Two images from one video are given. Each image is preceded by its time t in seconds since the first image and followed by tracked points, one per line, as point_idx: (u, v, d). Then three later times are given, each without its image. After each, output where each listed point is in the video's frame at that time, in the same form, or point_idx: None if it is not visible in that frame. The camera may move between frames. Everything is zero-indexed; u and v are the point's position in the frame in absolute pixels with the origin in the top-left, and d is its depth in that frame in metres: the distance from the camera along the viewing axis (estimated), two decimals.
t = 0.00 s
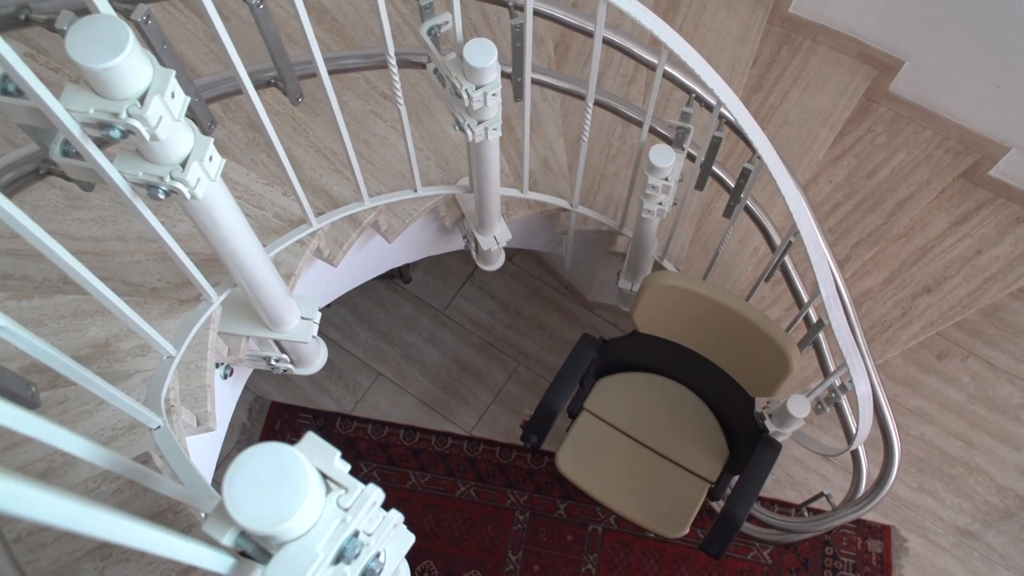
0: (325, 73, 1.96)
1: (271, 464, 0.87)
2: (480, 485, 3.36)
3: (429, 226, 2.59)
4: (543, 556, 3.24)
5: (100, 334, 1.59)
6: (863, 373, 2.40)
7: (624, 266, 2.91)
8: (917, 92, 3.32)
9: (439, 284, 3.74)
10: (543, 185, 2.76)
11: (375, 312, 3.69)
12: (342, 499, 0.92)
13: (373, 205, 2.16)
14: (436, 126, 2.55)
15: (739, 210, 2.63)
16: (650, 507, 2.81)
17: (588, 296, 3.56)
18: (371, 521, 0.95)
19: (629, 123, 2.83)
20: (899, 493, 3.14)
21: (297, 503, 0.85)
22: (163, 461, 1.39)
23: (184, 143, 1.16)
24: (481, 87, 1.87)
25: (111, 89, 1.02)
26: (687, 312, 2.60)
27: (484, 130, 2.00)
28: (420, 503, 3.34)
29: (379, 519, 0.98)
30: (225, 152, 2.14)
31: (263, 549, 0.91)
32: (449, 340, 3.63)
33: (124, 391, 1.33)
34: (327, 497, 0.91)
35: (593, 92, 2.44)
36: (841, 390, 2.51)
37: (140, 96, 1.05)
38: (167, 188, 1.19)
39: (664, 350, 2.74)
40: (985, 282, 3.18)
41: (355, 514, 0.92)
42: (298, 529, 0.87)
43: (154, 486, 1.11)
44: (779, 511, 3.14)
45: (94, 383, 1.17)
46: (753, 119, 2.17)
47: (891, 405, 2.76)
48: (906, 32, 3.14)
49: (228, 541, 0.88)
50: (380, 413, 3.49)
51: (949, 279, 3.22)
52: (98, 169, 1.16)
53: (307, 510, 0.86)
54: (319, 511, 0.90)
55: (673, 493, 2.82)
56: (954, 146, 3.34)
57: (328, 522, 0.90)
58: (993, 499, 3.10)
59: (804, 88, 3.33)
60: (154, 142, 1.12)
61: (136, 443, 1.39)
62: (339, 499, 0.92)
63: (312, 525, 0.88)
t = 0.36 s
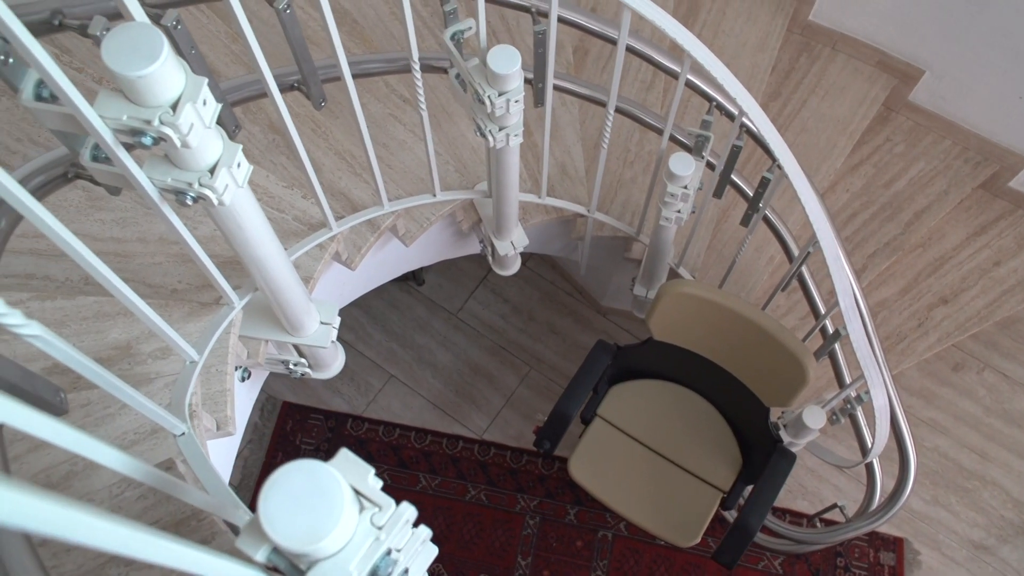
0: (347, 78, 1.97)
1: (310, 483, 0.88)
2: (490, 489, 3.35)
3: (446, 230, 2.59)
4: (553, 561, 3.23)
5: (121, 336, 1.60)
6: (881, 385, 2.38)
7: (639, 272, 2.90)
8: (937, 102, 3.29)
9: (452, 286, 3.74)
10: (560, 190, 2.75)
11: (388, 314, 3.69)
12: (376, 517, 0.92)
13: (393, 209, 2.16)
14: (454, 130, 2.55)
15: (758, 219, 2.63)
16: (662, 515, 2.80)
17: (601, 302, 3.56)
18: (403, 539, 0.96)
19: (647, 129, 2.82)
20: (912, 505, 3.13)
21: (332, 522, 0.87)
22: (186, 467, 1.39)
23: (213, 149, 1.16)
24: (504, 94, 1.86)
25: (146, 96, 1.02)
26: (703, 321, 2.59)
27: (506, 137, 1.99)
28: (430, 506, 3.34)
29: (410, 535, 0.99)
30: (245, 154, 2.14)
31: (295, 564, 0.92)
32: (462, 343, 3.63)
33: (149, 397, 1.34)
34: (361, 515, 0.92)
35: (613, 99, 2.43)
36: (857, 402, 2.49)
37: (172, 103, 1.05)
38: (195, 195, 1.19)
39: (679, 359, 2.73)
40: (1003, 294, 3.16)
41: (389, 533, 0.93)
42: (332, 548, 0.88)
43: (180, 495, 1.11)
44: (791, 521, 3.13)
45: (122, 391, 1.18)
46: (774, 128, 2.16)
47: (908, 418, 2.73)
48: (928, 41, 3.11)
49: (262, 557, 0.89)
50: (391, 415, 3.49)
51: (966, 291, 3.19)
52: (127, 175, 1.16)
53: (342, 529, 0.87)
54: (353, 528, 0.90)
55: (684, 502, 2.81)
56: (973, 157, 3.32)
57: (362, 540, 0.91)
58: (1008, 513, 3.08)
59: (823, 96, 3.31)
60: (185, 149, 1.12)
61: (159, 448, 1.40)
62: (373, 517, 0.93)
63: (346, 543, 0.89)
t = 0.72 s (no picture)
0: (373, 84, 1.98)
1: (349, 502, 0.88)
2: (502, 494, 3.35)
3: (465, 235, 2.58)
4: (563, 567, 3.22)
5: (144, 339, 1.60)
6: (901, 400, 2.34)
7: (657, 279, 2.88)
8: (959, 113, 3.26)
9: (467, 290, 3.74)
10: (579, 197, 2.74)
11: (402, 316, 3.70)
12: (414, 538, 0.93)
13: (414, 215, 2.15)
14: (475, 135, 2.54)
15: (778, 230, 2.62)
16: (675, 523, 2.79)
17: (616, 308, 3.55)
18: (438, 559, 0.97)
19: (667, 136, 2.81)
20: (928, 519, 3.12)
21: (372, 545, 0.87)
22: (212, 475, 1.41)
23: (244, 157, 1.16)
24: (529, 102, 1.85)
25: (182, 105, 1.02)
26: (721, 330, 2.58)
27: (529, 144, 1.98)
28: (442, 509, 3.33)
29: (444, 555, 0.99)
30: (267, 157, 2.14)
31: None
32: (475, 346, 3.63)
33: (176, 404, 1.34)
34: (399, 536, 0.92)
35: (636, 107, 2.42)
36: (876, 415, 2.45)
37: (208, 112, 1.05)
38: (226, 202, 1.18)
39: (696, 368, 2.71)
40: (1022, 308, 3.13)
41: (426, 554, 0.93)
42: (371, 570, 0.88)
43: (213, 508, 1.10)
44: (804, 532, 3.12)
45: (153, 400, 1.19)
46: (798, 139, 2.15)
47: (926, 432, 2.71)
48: (952, 52, 3.08)
49: None
50: (404, 417, 3.49)
51: (986, 303, 3.14)
52: (159, 182, 1.16)
53: (381, 551, 0.87)
54: (392, 549, 0.91)
55: (698, 511, 2.80)
56: (995, 169, 3.29)
57: (401, 562, 0.91)
58: None
59: (844, 105, 3.29)
60: (218, 157, 1.11)
61: (185, 455, 1.40)
62: (411, 538, 0.93)
63: (385, 565, 0.89)
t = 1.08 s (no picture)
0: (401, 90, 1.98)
1: (390, 522, 0.89)
2: (514, 499, 3.34)
3: (485, 240, 2.58)
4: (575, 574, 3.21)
5: (170, 343, 1.61)
6: (923, 415, 2.29)
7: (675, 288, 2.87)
8: (983, 126, 3.22)
9: (482, 293, 3.73)
10: (599, 204, 2.73)
11: (418, 318, 3.70)
12: (454, 561, 0.95)
13: (436, 221, 2.15)
14: (497, 141, 2.54)
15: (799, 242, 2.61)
16: (689, 533, 2.78)
17: (632, 315, 3.55)
18: None
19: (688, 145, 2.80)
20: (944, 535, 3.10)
21: (415, 568, 0.88)
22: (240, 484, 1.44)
23: (278, 167, 1.15)
24: (556, 110, 1.85)
25: (220, 115, 1.02)
26: (740, 341, 2.56)
27: (554, 153, 1.97)
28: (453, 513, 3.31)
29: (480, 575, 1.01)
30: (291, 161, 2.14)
31: None
32: (490, 350, 3.63)
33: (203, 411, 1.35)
34: (441, 559, 0.93)
35: (660, 116, 2.41)
36: (894, 429, 2.38)
37: (245, 122, 1.05)
38: (259, 211, 1.18)
39: (714, 379, 2.69)
40: None
41: None
42: None
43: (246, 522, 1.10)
44: (817, 545, 3.09)
45: (183, 407, 1.19)
46: (824, 150, 2.13)
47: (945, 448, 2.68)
48: (977, 65, 3.05)
49: None
50: (418, 420, 3.49)
51: (1008, 317, 3.08)
52: (193, 189, 1.16)
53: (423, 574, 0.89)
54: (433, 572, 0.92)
55: (712, 521, 2.78)
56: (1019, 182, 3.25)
57: None
58: None
59: (867, 115, 3.26)
60: (253, 167, 1.11)
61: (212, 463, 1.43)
62: (451, 561, 0.95)
63: None
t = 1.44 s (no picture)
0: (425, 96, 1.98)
1: (432, 543, 0.90)
2: (525, 504, 3.34)
3: (503, 246, 2.57)
4: None
5: (193, 347, 1.62)
6: (943, 429, 2.25)
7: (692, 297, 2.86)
8: (1006, 137, 3.18)
9: (497, 297, 3.74)
10: (618, 211, 2.72)
11: (432, 321, 3.70)
12: None
13: (457, 227, 2.14)
14: (518, 147, 2.53)
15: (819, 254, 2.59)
16: (702, 543, 2.77)
17: (647, 322, 3.55)
18: None
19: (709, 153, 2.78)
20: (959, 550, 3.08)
21: None
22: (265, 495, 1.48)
23: (310, 177, 1.15)
24: (581, 119, 1.83)
25: (255, 125, 1.02)
26: (758, 352, 2.55)
27: (578, 161, 1.96)
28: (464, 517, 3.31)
29: None
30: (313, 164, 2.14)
31: None
32: (504, 354, 3.63)
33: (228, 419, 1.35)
34: None
35: (683, 124, 2.39)
36: (912, 444, 2.34)
37: (280, 132, 1.04)
38: (289, 220, 1.18)
39: (729, 389, 2.68)
40: None
41: None
42: None
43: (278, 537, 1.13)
44: (830, 557, 3.08)
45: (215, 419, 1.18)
46: (849, 163, 2.11)
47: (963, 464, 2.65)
48: (1002, 76, 3.00)
49: None
50: (430, 423, 3.48)
51: None
52: (225, 198, 1.16)
53: None
54: None
55: (725, 532, 2.77)
56: None
57: None
58: None
59: (888, 126, 3.23)
60: (286, 177, 1.11)
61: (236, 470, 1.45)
62: None
63: None
